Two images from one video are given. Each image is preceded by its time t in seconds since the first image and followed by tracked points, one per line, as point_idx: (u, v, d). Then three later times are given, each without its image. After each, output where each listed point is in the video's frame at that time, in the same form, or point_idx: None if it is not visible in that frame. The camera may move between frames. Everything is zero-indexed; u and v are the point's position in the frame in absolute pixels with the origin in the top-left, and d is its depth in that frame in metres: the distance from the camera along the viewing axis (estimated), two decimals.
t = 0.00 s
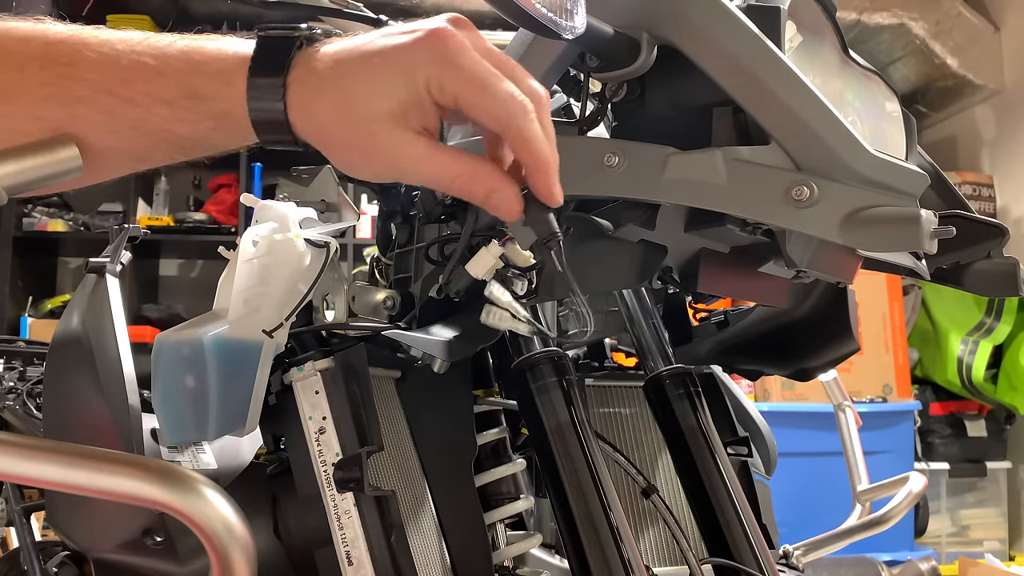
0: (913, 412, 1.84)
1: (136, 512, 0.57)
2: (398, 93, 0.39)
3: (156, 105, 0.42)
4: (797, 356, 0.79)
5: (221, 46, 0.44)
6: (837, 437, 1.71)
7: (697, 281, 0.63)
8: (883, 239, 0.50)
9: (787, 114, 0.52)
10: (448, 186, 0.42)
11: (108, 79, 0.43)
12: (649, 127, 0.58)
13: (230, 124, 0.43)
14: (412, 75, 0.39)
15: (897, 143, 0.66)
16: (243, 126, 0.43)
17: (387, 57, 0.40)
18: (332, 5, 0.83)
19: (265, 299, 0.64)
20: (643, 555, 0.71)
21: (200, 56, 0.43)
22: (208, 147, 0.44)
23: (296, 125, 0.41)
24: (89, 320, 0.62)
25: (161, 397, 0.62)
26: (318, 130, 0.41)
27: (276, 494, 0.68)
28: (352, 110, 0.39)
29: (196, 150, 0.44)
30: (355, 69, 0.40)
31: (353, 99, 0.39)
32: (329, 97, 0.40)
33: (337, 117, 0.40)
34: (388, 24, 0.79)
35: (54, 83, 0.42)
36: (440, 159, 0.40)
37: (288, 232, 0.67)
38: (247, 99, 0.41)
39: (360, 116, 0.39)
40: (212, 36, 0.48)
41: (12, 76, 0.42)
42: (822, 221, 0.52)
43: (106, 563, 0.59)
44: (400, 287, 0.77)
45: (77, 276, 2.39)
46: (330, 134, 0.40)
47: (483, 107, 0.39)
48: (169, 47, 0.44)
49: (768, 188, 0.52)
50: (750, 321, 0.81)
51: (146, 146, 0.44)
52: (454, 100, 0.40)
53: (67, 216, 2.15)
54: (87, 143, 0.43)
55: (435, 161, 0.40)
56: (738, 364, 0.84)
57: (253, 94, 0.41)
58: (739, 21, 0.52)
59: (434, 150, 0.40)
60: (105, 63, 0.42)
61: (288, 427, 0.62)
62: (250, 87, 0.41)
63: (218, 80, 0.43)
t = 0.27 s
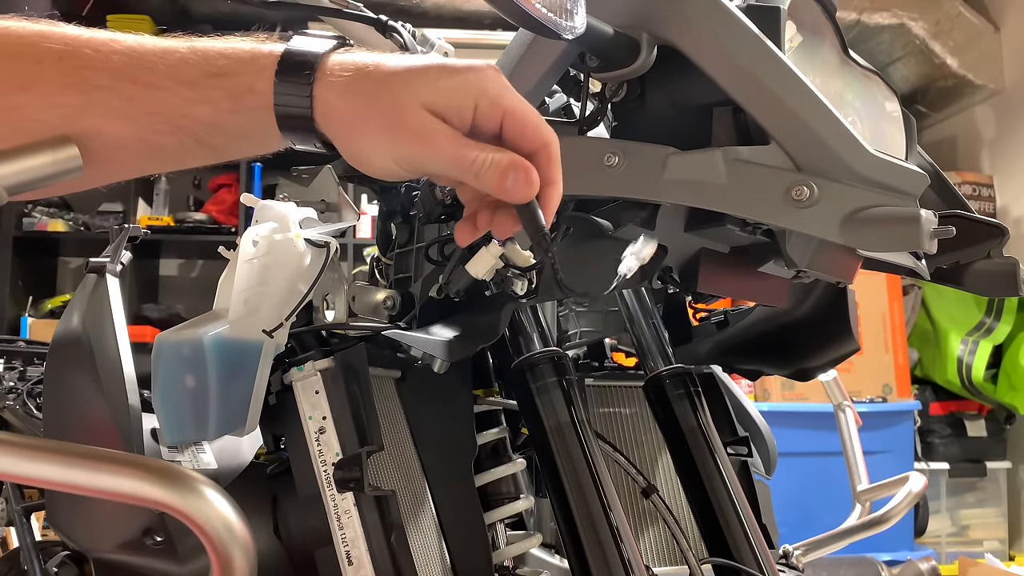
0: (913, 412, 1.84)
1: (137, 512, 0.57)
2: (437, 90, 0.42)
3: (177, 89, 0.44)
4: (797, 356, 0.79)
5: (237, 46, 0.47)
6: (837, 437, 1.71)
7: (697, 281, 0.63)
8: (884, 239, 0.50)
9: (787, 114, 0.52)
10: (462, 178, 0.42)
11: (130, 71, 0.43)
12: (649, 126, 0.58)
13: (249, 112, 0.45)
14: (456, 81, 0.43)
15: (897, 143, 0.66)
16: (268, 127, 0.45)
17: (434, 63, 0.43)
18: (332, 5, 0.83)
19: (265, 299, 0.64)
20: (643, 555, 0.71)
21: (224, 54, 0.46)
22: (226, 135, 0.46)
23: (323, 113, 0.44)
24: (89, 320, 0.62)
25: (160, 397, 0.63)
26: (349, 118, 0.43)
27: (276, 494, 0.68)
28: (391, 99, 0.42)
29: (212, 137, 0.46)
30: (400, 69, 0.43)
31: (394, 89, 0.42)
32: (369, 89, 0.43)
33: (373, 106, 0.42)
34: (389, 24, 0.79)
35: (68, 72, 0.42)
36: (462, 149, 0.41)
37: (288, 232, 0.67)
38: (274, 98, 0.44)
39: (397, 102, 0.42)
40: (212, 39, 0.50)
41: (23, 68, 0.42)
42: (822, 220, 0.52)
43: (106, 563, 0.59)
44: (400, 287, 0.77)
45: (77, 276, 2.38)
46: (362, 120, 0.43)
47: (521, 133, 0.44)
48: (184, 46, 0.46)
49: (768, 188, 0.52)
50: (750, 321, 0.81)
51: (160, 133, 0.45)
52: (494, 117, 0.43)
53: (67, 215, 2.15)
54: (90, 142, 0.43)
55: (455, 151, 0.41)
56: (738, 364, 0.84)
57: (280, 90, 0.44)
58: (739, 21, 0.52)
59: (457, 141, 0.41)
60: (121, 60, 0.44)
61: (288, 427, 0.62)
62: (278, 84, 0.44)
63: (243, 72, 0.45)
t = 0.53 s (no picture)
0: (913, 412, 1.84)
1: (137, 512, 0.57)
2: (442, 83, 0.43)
3: (185, 85, 0.45)
4: (797, 356, 0.79)
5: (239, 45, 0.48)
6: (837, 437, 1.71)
7: (697, 281, 0.63)
8: (884, 239, 0.50)
9: (787, 114, 0.52)
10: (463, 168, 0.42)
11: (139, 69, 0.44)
12: (649, 126, 0.58)
13: (256, 108, 0.45)
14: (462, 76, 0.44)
15: (897, 143, 0.66)
16: (276, 124, 0.46)
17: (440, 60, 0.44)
18: (333, 5, 0.83)
19: (265, 299, 0.64)
20: (643, 555, 0.71)
21: (232, 52, 0.47)
22: (231, 132, 0.46)
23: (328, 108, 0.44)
24: (89, 320, 0.62)
25: (160, 397, 0.63)
26: (355, 110, 0.44)
27: (276, 494, 0.68)
28: (396, 91, 0.43)
29: (218, 133, 0.46)
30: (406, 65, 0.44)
31: (400, 82, 0.43)
32: (376, 83, 0.44)
33: (379, 99, 0.43)
34: (389, 24, 0.79)
35: (73, 70, 0.43)
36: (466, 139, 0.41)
37: (288, 233, 0.67)
38: (281, 96, 0.44)
39: (402, 94, 0.43)
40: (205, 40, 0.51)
41: (27, 68, 0.42)
42: (822, 220, 0.52)
43: (106, 563, 0.59)
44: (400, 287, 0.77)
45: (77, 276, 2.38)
46: (367, 112, 0.43)
47: (524, 126, 0.44)
48: (188, 44, 0.47)
49: (767, 188, 0.52)
50: (750, 321, 0.81)
51: (166, 130, 0.45)
52: (497, 111, 0.44)
53: (67, 215, 2.15)
54: (91, 143, 0.44)
55: (458, 140, 0.41)
56: (738, 364, 0.83)
57: (287, 89, 0.44)
58: (739, 22, 0.52)
59: (460, 131, 0.42)
60: (127, 60, 0.44)
61: (288, 427, 0.62)
62: (285, 84, 0.44)
63: (251, 68, 0.46)
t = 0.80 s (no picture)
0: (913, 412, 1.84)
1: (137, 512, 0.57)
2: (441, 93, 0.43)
3: (186, 93, 0.45)
4: (797, 356, 0.79)
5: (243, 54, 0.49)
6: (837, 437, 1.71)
7: (697, 280, 0.63)
8: (884, 239, 0.50)
9: (787, 114, 0.52)
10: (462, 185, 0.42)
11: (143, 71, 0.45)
12: (650, 126, 0.58)
13: (257, 117, 0.46)
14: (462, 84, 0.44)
15: (897, 143, 0.66)
16: (277, 135, 0.46)
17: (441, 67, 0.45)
18: (333, 5, 0.83)
19: (265, 299, 0.64)
20: (643, 555, 0.71)
21: (235, 61, 0.47)
22: (232, 140, 0.46)
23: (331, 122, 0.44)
24: (89, 320, 0.62)
25: (161, 397, 0.63)
26: (356, 122, 0.44)
27: (276, 494, 0.68)
28: (398, 102, 0.43)
29: (219, 142, 0.46)
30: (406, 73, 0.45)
31: (402, 92, 0.43)
32: (378, 91, 0.44)
33: (379, 110, 0.43)
34: (389, 24, 0.79)
35: (75, 77, 0.44)
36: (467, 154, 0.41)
37: (288, 233, 0.67)
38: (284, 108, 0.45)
39: (402, 105, 0.43)
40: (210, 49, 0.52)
41: (27, 73, 0.43)
42: (822, 220, 0.52)
43: (105, 563, 0.59)
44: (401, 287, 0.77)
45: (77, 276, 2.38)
46: (369, 123, 0.43)
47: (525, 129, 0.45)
48: (190, 52, 0.48)
49: (767, 188, 0.52)
50: (750, 321, 0.82)
51: (165, 138, 0.46)
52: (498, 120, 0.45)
53: (67, 215, 2.15)
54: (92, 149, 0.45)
55: (459, 155, 0.41)
56: (738, 364, 0.83)
57: (290, 102, 0.45)
58: (739, 22, 0.52)
59: (460, 144, 0.42)
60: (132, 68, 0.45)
61: (288, 427, 0.62)
62: (287, 96, 0.45)
63: (253, 77, 0.46)
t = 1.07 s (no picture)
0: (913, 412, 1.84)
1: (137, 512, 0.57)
2: (434, 86, 0.44)
3: (199, 99, 0.48)
4: (797, 356, 0.79)
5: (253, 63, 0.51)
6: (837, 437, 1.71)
7: (697, 280, 0.63)
8: (883, 239, 0.50)
9: (787, 114, 0.52)
10: (460, 182, 0.44)
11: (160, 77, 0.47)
12: (649, 127, 0.58)
13: (268, 121, 0.48)
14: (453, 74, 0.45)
15: (897, 143, 0.66)
16: (288, 138, 0.48)
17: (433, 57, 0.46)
18: (333, 5, 0.83)
19: (265, 299, 0.64)
20: (643, 555, 0.71)
21: (246, 69, 0.50)
22: (242, 146, 0.48)
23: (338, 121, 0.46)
24: (89, 320, 0.62)
25: (161, 396, 0.63)
26: (359, 119, 0.46)
27: (276, 494, 0.68)
28: (398, 99, 0.44)
29: (228, 147, 0.48)
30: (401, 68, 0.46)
31: (399, 88, 0.45)
32: (377, 88, 0.46)
33: (379, 106, 0.45)
34: (389, 24, 0.79)
35: (89, 84, 0.46)
36: (462, 148, 0.43)
37: (288, 233, 0.67)
38: (294, 113, 0.47)
39: (400, 102, 0.44)
40: (220, 59, 0.54)
41: (42, 79, 0.44)
42: (822, 221, 0.52)
43: (105, 563, 0.59)
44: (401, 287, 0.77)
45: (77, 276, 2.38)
46: (373, 121, 0.45)
47: (517, 104, 0.45)
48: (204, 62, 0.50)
49: (767, 188, 0.52)
50: (749, 321, 0.82)
51: (177, 143, 0.48)
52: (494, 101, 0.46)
53: (67, 215, 2.15)
54: (100, 151, 0.46)
55: (455, 151, 0.43)
56: (738, 364, 0.83)
57: (298, 106, 0.47)
58: (739, 22, 0.52)
59: (457, 139, 0.43)
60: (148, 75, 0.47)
61: (288, 427, 0.62)
62: (295, 102, 0.47)
63: (264, 84, 0.49)
